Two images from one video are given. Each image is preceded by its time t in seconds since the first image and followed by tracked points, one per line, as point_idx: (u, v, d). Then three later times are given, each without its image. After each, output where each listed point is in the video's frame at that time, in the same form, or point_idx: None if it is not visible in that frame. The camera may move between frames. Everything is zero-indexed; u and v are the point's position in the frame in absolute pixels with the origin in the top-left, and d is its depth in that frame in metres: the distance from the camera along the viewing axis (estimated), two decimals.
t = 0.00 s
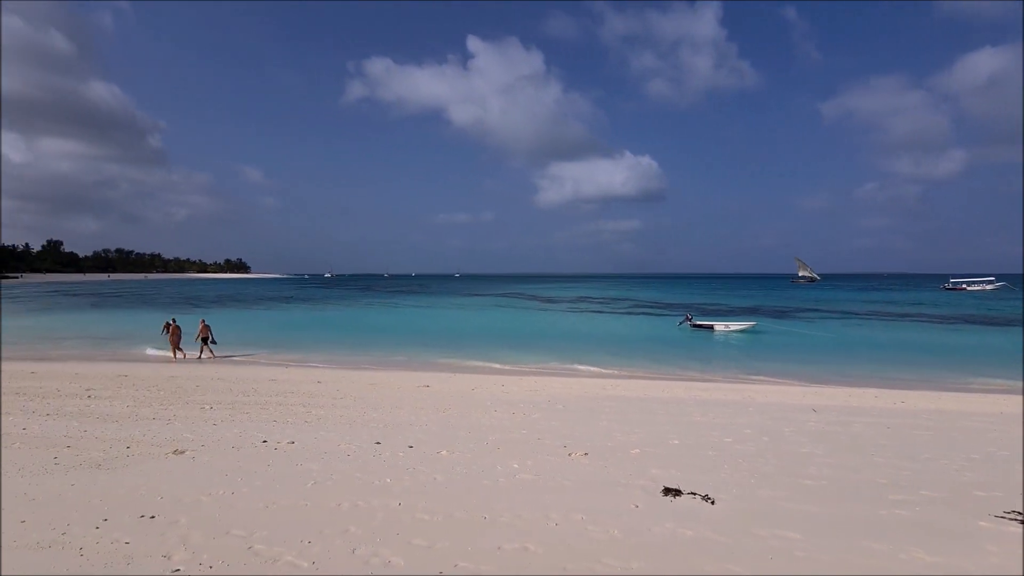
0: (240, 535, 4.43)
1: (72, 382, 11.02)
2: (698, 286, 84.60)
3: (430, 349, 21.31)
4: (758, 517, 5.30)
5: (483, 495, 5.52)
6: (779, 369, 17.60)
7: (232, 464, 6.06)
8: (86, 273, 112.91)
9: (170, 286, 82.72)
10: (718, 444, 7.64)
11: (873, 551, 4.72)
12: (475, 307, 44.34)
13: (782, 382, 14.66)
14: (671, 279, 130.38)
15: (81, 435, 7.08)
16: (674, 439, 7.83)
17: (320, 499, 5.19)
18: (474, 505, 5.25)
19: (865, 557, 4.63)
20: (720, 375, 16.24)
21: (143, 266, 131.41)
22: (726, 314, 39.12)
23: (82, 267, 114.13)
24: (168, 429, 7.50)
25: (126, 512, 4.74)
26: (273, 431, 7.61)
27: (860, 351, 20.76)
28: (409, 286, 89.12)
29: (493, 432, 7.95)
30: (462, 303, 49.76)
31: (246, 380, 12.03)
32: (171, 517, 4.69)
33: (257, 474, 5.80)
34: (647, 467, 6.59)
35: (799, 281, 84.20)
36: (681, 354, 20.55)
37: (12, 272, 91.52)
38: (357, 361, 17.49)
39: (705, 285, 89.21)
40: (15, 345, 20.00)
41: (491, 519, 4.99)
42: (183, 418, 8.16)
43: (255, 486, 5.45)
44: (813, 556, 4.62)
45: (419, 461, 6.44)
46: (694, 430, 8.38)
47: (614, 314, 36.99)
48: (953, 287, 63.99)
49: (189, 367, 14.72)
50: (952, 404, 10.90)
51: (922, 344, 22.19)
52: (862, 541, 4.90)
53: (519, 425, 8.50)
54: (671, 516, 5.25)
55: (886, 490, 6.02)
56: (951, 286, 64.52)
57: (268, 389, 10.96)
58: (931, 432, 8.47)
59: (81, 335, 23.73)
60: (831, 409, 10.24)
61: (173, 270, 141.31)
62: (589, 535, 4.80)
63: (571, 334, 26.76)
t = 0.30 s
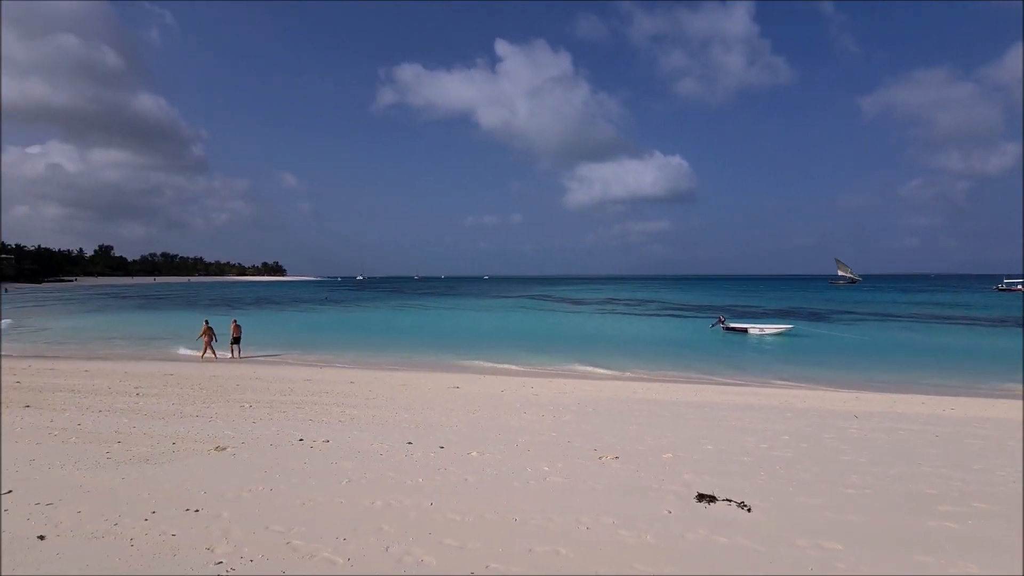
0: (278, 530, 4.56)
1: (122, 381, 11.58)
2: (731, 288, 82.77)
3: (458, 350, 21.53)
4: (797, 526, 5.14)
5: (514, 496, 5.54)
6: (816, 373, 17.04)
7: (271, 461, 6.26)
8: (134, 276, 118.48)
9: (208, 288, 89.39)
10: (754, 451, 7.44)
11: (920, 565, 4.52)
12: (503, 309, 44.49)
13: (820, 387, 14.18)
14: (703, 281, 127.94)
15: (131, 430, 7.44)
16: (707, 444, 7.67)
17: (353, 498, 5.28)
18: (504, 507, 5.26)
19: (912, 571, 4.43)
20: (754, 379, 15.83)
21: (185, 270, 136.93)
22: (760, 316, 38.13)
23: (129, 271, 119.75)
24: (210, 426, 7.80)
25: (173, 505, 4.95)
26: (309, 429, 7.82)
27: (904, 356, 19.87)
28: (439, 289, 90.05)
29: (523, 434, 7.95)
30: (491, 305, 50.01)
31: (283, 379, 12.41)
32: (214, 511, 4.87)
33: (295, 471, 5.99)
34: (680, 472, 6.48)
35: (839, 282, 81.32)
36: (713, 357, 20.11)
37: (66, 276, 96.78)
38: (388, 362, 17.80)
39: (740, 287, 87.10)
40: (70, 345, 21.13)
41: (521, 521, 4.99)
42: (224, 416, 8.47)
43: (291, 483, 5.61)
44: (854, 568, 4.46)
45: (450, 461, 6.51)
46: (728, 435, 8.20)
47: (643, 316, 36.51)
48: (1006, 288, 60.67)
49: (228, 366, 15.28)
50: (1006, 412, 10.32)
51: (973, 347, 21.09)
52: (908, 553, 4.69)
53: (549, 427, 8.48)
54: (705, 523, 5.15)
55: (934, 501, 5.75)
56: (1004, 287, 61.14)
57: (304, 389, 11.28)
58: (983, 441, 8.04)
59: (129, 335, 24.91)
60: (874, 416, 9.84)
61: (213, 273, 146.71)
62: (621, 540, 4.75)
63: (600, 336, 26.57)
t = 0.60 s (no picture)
0: (314, 526, 4.67)
1: (166, 378, 12.06)
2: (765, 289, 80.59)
3: (487, 352, 21.66)
4: (838, 536, 4.95)
5: (544, 499, 5.52)
6: (857, 378, 16.40)
7: (305, 459, 6.40)
8: (176, 278, 123.44)
9: (245, 289, 92.53)
10: (792, 457, 7.21)
11: None
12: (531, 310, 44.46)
13: (861, 393, 13.64)
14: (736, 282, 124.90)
15: (175, 427, 7.74)
16: (742, 450, 7.48)
17: (385, 496, 5.37)
18: (534, 509, 5.26)
19: None
20: (791, 383, 15.35)
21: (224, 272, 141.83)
22: (796, 318, 36.97)
23: (172, 273, 124.79)
24: (248, 424, 8.05)
25: (214, 500, 5.13)
26: (342, 428, 7.98)
27: (953, 360, 18.92)
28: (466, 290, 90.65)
29: (552, 436, 7.92)
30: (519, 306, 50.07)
31: (316, 379, 12.69)
32: (253, 506, 5.03)
33: (329, 468, 6.12)
34: (713, 477, 6.34)
35: (880, 283, 78.14)
36: (747, 361, 19.60)
37: (114, 278, 101.56)
38: (418, 363, 18.04)
39: (774, 288, 84.64)
40: (118, 344, 22.15)
41: (551, 523, 4.97)
42: (261, 414, 8.73)
43: (326, 481, 5.73)
44: None
45: (479, 462, 6.55)
46: (764, 441, 7.97)
47: (674, 318, 35.89)
48: None
49: (265, 366, 15.74)
50: None
51: None
52: (960, 568, 4.46)
53: (579, 429, 8.41)
54: (741, 530, 5.02)
55: (987, 513, 5.45)
56: None
57: (337, 388, 11.52)
58: None
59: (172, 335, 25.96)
60: (920, 423, 9.40)
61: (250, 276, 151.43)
62: (653, 545, 4.67)
63: (630, 339, 26.25)
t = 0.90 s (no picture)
0: (347, 523, 4.77)
1: (207, 377, 12.54)
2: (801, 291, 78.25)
3: (511, 353, 21.77)
4: (881, 547, 4.76)
5: (573, 501, 5.49)
6: (898, 382, 15.76)
7: (338, 457, 6.54)
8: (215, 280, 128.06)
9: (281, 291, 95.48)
10: (830, 464, 6.97)
11: None
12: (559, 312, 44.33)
13: (905, 399, 13.09)
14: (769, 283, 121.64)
15: (214, 424, 8.03)
16: (777, 455, 7.28)
17: (416, 495, 5.43)
18: (563, 512, 5.23)
19: None
20: (829, 388, 14.87)
21: (259, 274, 146.25)
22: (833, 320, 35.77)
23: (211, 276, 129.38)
24: (283, 422, 8.27)
25: (252, 495, 5.29)
26: (373, 427, 8.13)
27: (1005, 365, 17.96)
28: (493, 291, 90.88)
29: (581, 438, 7.87)
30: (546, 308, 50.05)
31: (348, 379, 12.98)
32: (289, 502, 5.16)
33: (361, 467, 6.25)
34: (747, 483, 6.19)
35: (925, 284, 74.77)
36: (781, 364, 19.10)
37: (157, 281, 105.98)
38: (444, 363, 18.25)
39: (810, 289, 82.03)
40: (160, 343, 23.12)
41: (581, 526, 4.94)
42: (296, 413, 8.96)
43: (359, 479, 5.84)
44: None
45: (508, 463, 6.56)
46: (801, 447, 7.73)
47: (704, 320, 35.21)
48: None
49: (298, 365, 16.18)
50: None
51: None
52: None
53: (608, 432, 8.34)
54: (776, 538, 4.88)
55: None
56: None
57: (369, 388, 11.75)
58: None
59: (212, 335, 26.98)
60: (970, 431, 8.95)
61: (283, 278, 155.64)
62: (685, 551, 4.59)
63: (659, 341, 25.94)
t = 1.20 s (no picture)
0: (378, 521, 4.85)
1: (243, 375, 12.95)
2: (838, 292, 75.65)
3: (538, 354, 21.73)
4: (925, 560, 4.56)
5: (602, 504, 5.44)
6: (942, 387, 15.08)
7: (368, 456, 6.65)
8: (250, 282, 132.14)
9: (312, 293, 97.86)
10: (870, 472, 6.72)
11: None
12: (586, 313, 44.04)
13: (951, 405, 12.50)
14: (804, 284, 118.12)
15: (250, 421, 8.28)
16: (814, 462, 7.06)
17: (444, 495, 5.48)
18: (591, 514, 5.21)
19: None
20: (868, 393, 14.35)
21: (292, 276, 150.09)
22: (872, 322, 34.46)
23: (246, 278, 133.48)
24: (315, 421, 8.47)
25: (287, 491, 5.44)
26: (403, 427, 8.25)
27: None
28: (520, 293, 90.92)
29: (609, 441, 7.81)
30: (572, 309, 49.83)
31: (378, 378, 13.22)
32: (322, 498, 5.29)
33: (391, 465, 6.35)
34: (782, 490, 6.02)
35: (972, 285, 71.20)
36: (815, 368, 18.54)
37: (196, 284, 109.96)
38: (472, 364, 18.37)
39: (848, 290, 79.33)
40: (200, 343, 23.99)
41: (610, 529, 4.90)
42: (328, 412, 9.16)
43: (389, 478, 5.93)
44: None
45: (536, 465, 6.55)
46: (838, 453, 7.48)
47: (735, 322, 34.42)
48: None
49: (330, 365, 16.54)
50: None
51: None
52: None
53: (637, 435, 8.24)
54: (813, 547, 4.74)
55: None
56: None
57: (398, 388, 11.94)
58: None
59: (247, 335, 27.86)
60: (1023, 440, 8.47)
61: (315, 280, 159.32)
62: (718, 558, 4.50)
63: (687, 342, 25.54)
